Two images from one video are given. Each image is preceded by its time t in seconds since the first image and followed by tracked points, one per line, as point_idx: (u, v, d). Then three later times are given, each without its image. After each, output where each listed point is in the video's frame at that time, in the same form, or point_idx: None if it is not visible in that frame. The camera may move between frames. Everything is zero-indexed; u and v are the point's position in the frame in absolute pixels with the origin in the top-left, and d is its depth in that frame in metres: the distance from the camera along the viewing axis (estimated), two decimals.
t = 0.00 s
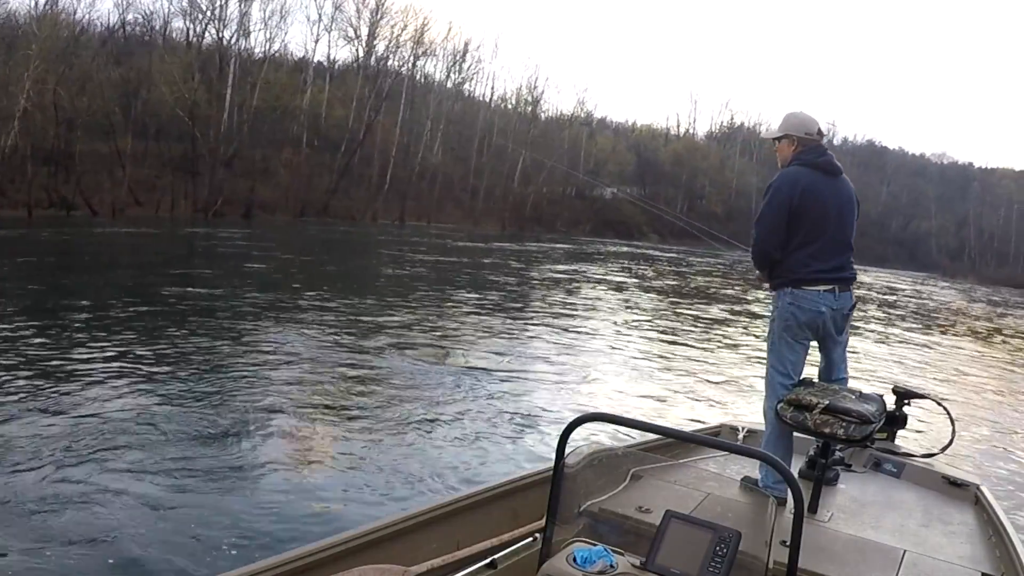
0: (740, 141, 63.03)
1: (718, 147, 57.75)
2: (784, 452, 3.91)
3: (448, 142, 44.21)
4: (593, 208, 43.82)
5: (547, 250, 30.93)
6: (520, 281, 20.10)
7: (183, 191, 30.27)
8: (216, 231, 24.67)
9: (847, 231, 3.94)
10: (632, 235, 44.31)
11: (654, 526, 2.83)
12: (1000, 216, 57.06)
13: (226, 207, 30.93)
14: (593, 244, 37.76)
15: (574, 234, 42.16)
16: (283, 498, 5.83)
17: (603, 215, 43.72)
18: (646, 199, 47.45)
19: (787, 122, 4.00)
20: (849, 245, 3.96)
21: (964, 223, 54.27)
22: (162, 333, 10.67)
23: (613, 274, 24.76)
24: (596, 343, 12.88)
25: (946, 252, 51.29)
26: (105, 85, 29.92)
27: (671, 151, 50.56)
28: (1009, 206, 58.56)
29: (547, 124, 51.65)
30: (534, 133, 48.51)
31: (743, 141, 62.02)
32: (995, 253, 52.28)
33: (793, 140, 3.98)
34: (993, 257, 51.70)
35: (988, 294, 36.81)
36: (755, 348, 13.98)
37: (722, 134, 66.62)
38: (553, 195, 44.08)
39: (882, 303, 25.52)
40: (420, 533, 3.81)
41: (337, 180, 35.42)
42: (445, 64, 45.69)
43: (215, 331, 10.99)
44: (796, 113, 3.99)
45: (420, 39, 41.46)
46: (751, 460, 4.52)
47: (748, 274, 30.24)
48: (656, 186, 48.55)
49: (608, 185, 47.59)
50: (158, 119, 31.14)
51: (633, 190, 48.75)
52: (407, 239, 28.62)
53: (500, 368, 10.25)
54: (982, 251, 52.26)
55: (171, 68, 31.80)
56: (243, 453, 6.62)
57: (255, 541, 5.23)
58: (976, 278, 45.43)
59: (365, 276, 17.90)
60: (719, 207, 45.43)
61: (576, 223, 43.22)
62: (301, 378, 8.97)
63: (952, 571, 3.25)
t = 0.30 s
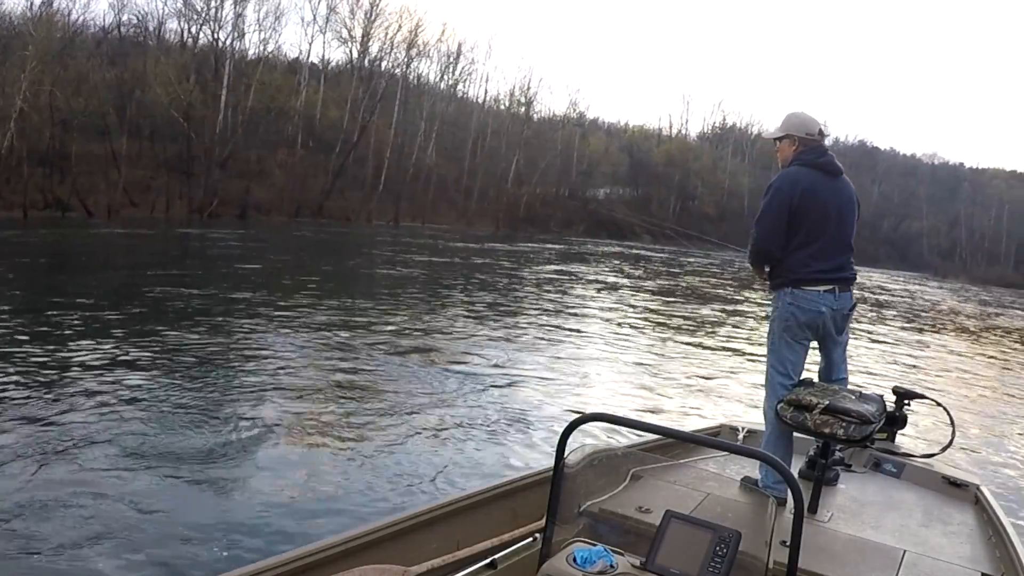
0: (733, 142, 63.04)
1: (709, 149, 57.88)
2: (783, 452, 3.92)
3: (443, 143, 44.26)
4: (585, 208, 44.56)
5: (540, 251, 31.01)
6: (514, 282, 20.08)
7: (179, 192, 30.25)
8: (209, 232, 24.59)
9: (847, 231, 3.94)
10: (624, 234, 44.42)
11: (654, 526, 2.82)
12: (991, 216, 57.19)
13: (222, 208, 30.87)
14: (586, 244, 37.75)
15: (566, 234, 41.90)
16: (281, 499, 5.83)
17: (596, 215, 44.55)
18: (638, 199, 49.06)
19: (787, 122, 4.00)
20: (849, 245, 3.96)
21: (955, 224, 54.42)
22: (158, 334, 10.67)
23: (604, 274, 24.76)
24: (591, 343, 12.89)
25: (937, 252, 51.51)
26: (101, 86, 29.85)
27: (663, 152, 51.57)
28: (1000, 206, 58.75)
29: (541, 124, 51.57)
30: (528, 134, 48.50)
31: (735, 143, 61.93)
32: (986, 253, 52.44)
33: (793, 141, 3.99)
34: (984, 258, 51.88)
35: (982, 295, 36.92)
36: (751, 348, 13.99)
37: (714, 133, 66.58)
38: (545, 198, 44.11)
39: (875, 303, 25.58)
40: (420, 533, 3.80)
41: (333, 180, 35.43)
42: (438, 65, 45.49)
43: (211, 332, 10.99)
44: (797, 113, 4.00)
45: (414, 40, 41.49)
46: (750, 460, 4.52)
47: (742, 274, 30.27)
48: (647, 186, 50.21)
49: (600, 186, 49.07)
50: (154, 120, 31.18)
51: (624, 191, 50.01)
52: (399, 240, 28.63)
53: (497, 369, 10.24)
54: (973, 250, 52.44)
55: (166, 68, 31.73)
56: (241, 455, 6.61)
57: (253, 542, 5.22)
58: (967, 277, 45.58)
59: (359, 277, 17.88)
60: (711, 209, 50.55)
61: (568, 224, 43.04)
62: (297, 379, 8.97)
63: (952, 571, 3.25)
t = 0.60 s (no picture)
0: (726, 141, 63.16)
1: (702, 147, 57.93)
2: (783, 452, 3.92)
3: (437, 143, 44.32)
4: (579, 208, 45.47)
5: (533, 250, 31.10)
6: (509, 282, 20.09)
7: (174, 193, 30.27)
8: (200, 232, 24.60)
9: (847, 231, 3.94)
10: (618, 234, 44.97)
11: (654, 526, 2.82)
12: (982, 216, 57.45)
13: (218, 208, 30.84)
14: (578, 244, 37.85)
15: (562, 234, 42.62)
16: (280, 500, 5.83)
17: (589, 215, 45.03)
18: (631, 199, 48.79)
19: (787, 122, 4.00)
20: (849, 244, 3.96)
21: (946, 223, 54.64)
22: (154, 334, 10.66)
23: (596, 274, 24.81)
24: (587, 343, 12.89)
25: (929, 251, 51.76)
26: (96, 86, 29.84)
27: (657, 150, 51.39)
28: (991, 206, 59.01)
29: (534, 124, 51.56)
30: (522, 134, 48.53)
31: (726, 141, 61.84)
32: (978, 252, 52.65)
33: (794, 141, 3.99)
34: (975, 256, 52.10)
35: (975, 293, 37.09)
36: (746, 348, 14.02)
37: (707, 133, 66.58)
38: (540, 197, 44.74)
39: (869, 302, 25.65)
40: (421, 532, 3.81)
41: (328, 180, 35.45)
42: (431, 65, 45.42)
43: (208, 332, 10.98)
44: (797, 113, 4.00)
45: (409, 41, 41.52)
46: (750, 460, 4.52)
47: (736, 274, 30.34)
48: (641, 185, 49.68)
49: (594, 186, 49.02)
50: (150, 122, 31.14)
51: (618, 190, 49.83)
52: (392, 239, 28.74)
53: (494, 369, 10.25)
54: (965, 249, 52.65)
55: (162, 69, 31.78)
56: (239, 455, 6.62)
57: (252, 543, 5.21)
58: (958, 275, 45.76)
59: (354, 278, 17.88)
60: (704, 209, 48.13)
61: (563, 224, 43.62)
62: (295, 379, 8.96)
63: (952, 571, 3.26)
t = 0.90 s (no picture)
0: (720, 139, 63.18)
1: (696, 145, 57.91)
2: (784, 452, 3.91)
3: (432, 142, 44.27)
4: (572, 207, 45.52)
5: (526, 248, 31.11)
6: (504, 280, 20.08)
7: (169, 192, 30.23)
8: (192, 230, 24.54)
9: (848, 231, 3.94)
10: (612, 232, 45.02)
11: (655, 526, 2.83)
12: (975, 213, 57.60)
13: (213, 207, 30.76)
14: (572, 241, 37.93)
15: (555, 232, 42.76)
16: (278, 499, 5.82)
17: (583, 213, 45.20)
18: (624, 197, 48.72)
19: (789, 122, 4.00)
20: (850, 244, 3.96)
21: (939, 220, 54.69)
22: (149, 334, 10.63)
23: (590, 271, 24.80)
24: (582, 341, 12.89)
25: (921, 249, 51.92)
26: (92, 85, 29.76)
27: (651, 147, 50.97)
28: (983, 204, 59.21)
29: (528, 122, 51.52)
30: (517, 134, 48.52)
31: (719, 138, 61.77)
32: (970, 249, 52.80)
33: (795, 140, 3.99)
34: (967, 254, 52.24)
35: (968, 291, 37.21)
36: (742, 347, 14.03)
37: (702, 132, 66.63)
38: (534, 196, 44.90)
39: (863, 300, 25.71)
40: (420, 532, 3.80)
41: (323, 178, 35.40)
42: (426, 63, 45.31)
43: (204, 331, 10.96)
44: (799, 113, 4.00)
45: (403, 40, 41.47)
46: (750, 460, 4.52)
47: (730, 272, 30.36)
48: (634, 182, 49.69)
49: (588, 184, 48.92)
50: (147, 121, 31.11)
51: (611, 188, 49.91)
52: (386, 237, 28.78)
53: (491, 368, 10.24)
54: (957, 247, 52.80)
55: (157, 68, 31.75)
56: (237, 454, 6.61)
57: (250, 543, 5.20)
58: (951, 273, 45.87)
59: (349, 276, 17.85)
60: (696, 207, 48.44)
61: (557, 222, 43.90)
62: (291, 378, 8.94)
63: (952, 571, 3.26)
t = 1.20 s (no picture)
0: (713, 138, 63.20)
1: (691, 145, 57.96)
2: (783, 452, 3.92)
3: (427, 141, 44.25)
4: (566, 206, 45.66)
5: (519, 247, 31.16)
6: (499, 279, 20.09)
7: (165, 192, 30.18)
8: (185, 230, 24.56)
9: (848, 231, 3.94)
10: (605, 231, 45.11)
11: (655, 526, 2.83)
12: (966, 213, 57.75)
13: (209, 207, 30.67)
14: (565, 240, 38.00)
15: (549, 231, 42.87)
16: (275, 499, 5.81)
17: (577, 213, 45.32)
18: (618, 197, 48.66)
19: (789, 122, 4.00)
20: (850, 245, 3.97)
21: (930, 219, 54.80)
22: (145, 333, 10.61)
23: (583, 270, 24.83)
24: (577, 340, 12.89)
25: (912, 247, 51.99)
26: (88, 84, 29.72)
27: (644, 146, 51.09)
28: (974, 203, 59.36)
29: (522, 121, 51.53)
30: (511, 133, 48.52)
31: (712, 138, 61.82)
32: (962, 248, 52.83)
33: (796, 140, 3.99)
34: (959, 253, 52.34)
35: (962, 290, 37.32)
36: (738, 345, 14.05)
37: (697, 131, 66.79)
38: (527, 195, 44.96)
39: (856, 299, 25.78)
40: (421, 531, 3.79)
41: (318, 178, 35.36)
42: (420, 62, 45.26)
43: (200, 331, 10.95)
44: (798, 113, 4.00)
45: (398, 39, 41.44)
46: (751, 460, 4.52)
47: (723, 270, 30.42)
48: (628, 182, 49.84)
49: (581, 183, 48.94)
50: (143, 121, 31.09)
51: (605, 187, 49.93)
52: (379, 236, 28.83)
53: (488, 367, 10.25)
54: (948, 246, 52.92)
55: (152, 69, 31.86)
56: (235, 453, 6.60)
57: (248, 543, 5.18)
58: (943, 272, 45.95)
59: (343, 275, 17.84)
60: (689, 204, 48.70)
61: (550, 221, 44.28)
62: (288, 378, 8.93)
63: (951, 571, 3.26)
